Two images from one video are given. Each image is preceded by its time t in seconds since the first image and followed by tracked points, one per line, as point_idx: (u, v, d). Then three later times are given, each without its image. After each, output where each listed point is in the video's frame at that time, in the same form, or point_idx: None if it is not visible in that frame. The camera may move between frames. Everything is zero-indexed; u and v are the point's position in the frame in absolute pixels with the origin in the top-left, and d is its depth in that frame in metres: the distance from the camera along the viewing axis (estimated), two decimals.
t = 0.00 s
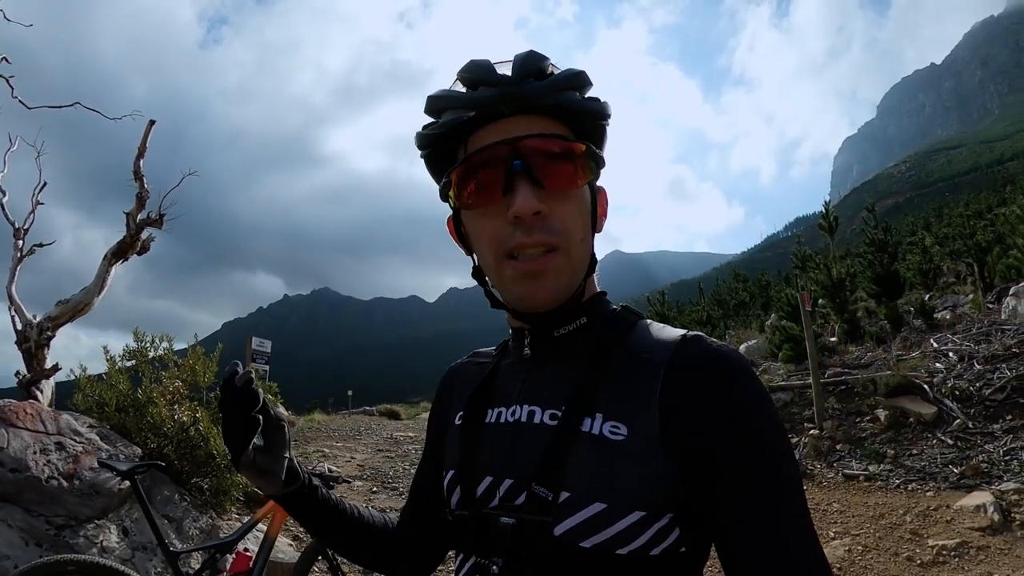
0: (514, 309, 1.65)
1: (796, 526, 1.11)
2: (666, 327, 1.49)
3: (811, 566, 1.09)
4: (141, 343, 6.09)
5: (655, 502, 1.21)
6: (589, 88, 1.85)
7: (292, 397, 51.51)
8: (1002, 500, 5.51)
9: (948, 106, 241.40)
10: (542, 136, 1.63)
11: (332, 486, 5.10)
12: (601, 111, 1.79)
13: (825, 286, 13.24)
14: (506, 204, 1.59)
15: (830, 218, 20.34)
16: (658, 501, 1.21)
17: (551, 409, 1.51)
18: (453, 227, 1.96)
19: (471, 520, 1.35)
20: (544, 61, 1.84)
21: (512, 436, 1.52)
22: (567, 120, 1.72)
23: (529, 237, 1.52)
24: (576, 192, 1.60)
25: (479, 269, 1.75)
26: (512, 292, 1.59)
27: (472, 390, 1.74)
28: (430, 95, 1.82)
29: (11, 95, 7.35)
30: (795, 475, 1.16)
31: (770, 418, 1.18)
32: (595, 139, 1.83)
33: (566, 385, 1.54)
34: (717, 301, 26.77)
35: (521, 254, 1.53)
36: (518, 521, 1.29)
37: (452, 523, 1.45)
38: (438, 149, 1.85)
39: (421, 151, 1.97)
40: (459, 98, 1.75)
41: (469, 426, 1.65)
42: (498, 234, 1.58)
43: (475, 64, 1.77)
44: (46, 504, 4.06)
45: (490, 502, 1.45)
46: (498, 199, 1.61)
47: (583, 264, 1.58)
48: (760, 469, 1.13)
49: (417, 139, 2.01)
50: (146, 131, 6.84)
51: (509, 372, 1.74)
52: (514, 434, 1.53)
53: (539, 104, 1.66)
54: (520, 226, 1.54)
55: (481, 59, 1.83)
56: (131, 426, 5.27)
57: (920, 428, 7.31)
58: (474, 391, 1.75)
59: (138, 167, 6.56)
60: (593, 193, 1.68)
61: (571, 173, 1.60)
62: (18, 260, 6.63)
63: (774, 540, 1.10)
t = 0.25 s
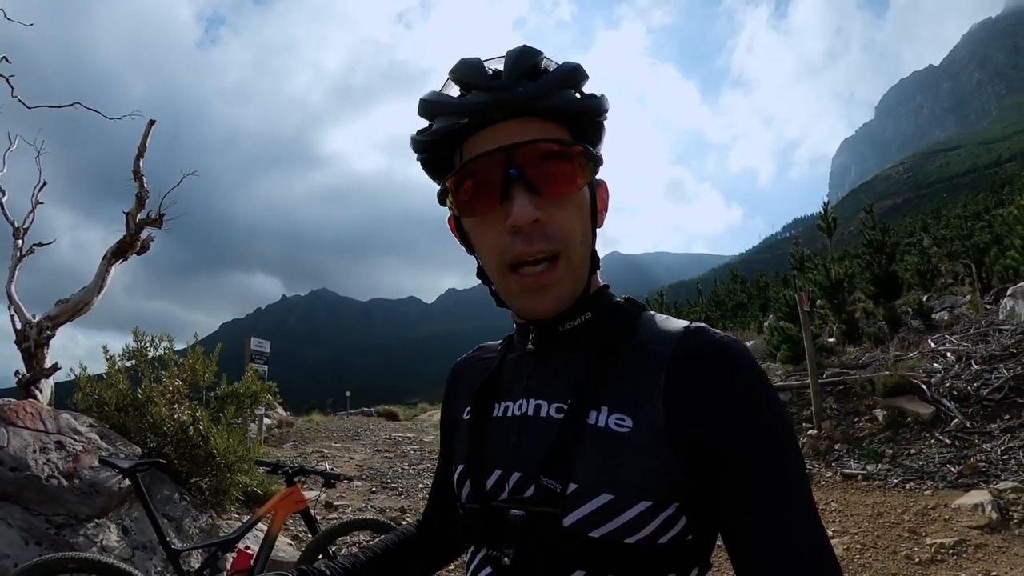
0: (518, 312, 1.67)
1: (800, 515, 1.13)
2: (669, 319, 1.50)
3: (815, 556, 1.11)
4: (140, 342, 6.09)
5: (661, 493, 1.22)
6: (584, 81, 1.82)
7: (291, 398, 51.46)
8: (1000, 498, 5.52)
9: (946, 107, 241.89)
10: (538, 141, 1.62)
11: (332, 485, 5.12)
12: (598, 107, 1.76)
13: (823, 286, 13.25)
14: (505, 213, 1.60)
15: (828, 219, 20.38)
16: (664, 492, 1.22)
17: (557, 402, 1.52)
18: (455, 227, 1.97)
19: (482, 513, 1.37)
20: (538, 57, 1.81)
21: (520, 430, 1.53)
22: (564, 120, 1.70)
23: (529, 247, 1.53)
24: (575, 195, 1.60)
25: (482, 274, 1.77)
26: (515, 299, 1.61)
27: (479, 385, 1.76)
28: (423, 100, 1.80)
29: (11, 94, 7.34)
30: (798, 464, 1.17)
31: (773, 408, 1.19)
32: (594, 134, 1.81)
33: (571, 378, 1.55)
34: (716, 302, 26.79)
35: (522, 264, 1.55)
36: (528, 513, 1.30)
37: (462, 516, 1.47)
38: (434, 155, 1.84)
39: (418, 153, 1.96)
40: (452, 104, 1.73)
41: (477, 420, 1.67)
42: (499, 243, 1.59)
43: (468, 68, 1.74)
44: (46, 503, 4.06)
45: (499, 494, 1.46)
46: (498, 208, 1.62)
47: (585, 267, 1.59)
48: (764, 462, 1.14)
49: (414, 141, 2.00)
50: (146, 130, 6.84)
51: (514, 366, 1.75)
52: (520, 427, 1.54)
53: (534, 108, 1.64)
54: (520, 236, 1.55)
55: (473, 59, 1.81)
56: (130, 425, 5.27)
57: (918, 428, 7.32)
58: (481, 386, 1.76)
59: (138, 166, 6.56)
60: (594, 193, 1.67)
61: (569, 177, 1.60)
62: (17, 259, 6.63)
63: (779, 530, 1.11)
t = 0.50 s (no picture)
0: (521, 317, 1.68)
1: (804, 520, 1.14)
2: (674, 326, 1.50)
3: (819, 561, 1.11)
4: (141, 344, 6.09)
5: (665, 499, 1.23)
6: (594, 88, 1.80)
7: (291, 399, 51.44)
8: (999, 499, 5.53)
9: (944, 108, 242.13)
10: (544, 150, 1.62)
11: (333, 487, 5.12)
12: (606, 114, 1.75)
13: (823, 287, 13.26)
14: (509, 220, 1.61)
15: (828, 220, 20.40)
16: (668, 498, 1.23)
17: (561, 409, 1.53)
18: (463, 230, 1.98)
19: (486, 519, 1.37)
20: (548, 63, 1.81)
21: (524, 436, 1.54)
22: (572, 128, 1.69)
23: (531, 254, 1.54)
24: (579, 204, 1.60)
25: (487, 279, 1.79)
26: (517, 305, 1.62)
27: (482, 391, 1.76)
28: (433, 104, 1.81)
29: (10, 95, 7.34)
30: (802, 470, 1.18)
31: (776, 414, 1.20)
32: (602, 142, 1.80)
33: (575, 385, 1.56)
34: (715, 302, 26.80)
35: (524, 272, 1.56)
36: (532, 520, 1.31)
37: (466, 523, 1.47)
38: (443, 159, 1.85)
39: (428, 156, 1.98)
40: (460, 110, 1.74)
41: (480, 427, 1.67)
42: (502, 250, 1.61)
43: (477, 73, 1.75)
44: (46, 505, 4.06)
45: (503, 501, 1.47)
46: (502, 215, 1.63)
47: (588, 275, 1.60)
48: (767, 467, 1.15)
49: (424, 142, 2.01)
50: (146, 132, 6.85)
51: (518, 372, 1.75)
52: (524, 433, 1.55)
53: (541, 116, 1.64)
54: (523, 243, 1.56)
55: (483, 64, 1.81)
56: (130, 428, 5.27)
57: (918, 428, 7.32)
58: (484, 393, 1.77)
59: (138, 168, 6.57)
60: (600, 202, 1.67)
61: (573, 186, 1.60)
62: (17, 261, 6.63)
63: (783, 535, 1.12)
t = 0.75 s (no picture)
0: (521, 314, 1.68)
1: (810, 524, 1.12)
2: (682, 327, 1.47)
3: (827, 566, 1.09)
4: (140, 345, 6.08)
5: (668, 502, 1.21)
6: (597, 82, 1.74)
7: (291, 399, 51.42)
8: (1001, 498, 5.52)
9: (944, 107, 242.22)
10: (536, 149, 1.61)
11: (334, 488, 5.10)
12: (607, 110, 1.69)
13: (823, 286, 13.25)
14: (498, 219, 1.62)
15: (827, 219, 20.39)
16: (672, 502, 1.21)
17: (564, 410, 1.51)
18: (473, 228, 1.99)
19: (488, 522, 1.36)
20: (553, 61, 1.77)
21: (527, 438, 1.53)
22: (570, 127, 1.65)
23: (516, 253, 1.54)
24: (571, 202, 1.57)
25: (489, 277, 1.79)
26: (509, 302, 1.63)
27: (487, 393, 1.76)
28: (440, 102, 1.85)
29: (9, 95, 7.32)
30: (810, 472, 1.16)
31: (783, 415, 1.18)
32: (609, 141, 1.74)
33: (579, 386, 1.54)
34: (714, 302, 26.79)
35: (510, 270, 1.55)
36: (533, 523, 1.30)
37: (468, 524, 1.46)
38: (447, 157, 1.87)
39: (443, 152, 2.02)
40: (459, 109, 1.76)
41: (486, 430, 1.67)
42: (493, 247, 1.62)
43: (477, 72, 1.75)
44: (46, 506, 4.04)
45: (506, 503, 1.46)
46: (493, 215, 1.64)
47: (579, 276, 1.56)
48: (775, 469, 1.13)
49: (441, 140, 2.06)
50: (145, 131, 6.83)
51: (523, 374, 1.74)
52: (527, 435, 1.54)
53: (533, 115, 1.62)
54: (509, 242, 1.56)
55: (486, 61, 1.80)
56: (130, 428, 5.25)
57: (918, 427, 7.31)
58: (490, 394, 1.76)
59: (137, 168, 6.55)
60: (599, 202, 1.62)
61: (563, 184, 1.56)
62: (16, 261, 6.61)
63: (788, 539, 1.10)
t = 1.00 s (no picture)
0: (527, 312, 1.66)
1: (819, 521, 1.11)
2: (697, 323, 1.46)
3: (838, 565, 1.08)
4: (139, 344, 6.07)
5: (677, 497, 1.21)
6: (589, 74, 1.67)
7: (290, 399, 51.38)
8: (1001, 496, 5.52)
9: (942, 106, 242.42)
10: (517, 147, 1.59)
11: (335, 488, 5.09)
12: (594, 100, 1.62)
13: (822, 285, 13.24)
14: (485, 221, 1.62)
15: (826, 218, 20.39)
16: (681, 497, 1.20)
17: (576, 405, 1.50)
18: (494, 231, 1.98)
19: (500, 513, 1.36)
20: (544, 58, 1.73)
21: (540, 431, 1.53)
22: (554, 122, 1.60)
23: (499, 253, 1.53)
24: (552, 198, 1.52)
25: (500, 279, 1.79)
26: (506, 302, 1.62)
27: (505, 389, 1.76)
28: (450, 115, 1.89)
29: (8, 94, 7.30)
30: (821, 468, 1.15)
31: (796, 410, 1.16)
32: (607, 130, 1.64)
33: (591, 381, 1.53)
34: (714, 301, 26.81)
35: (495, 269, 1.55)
36: (543, 516, 1.30)
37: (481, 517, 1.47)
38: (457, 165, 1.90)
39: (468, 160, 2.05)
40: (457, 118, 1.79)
41: (503, 424, 1.67)
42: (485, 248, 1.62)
43: (469, 80, 1.77)
44: (46, 507, 4.03)
45: (518, 496, 1.46)
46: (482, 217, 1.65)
47: (565, 272, 1.51)
48: (787, 465, 1.13)
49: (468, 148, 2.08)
50: (144, 131, 6.82)
51: (540, 369, 1.74)
52: (540, 429, 1.54)
53: (512, 114, 1.60)
54: (494, 242, 1.56)
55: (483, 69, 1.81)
56: (130, 428, 5.25)
57: (918, 426, 7.31)
58: (507, 390, 1.76)
59: (136, 167, 6.54)
60: (588, 195, 1.54)
61: (544, 180, 1.53)
62: (15, 261, 6.60)
63: (796, 536, 1.10)
